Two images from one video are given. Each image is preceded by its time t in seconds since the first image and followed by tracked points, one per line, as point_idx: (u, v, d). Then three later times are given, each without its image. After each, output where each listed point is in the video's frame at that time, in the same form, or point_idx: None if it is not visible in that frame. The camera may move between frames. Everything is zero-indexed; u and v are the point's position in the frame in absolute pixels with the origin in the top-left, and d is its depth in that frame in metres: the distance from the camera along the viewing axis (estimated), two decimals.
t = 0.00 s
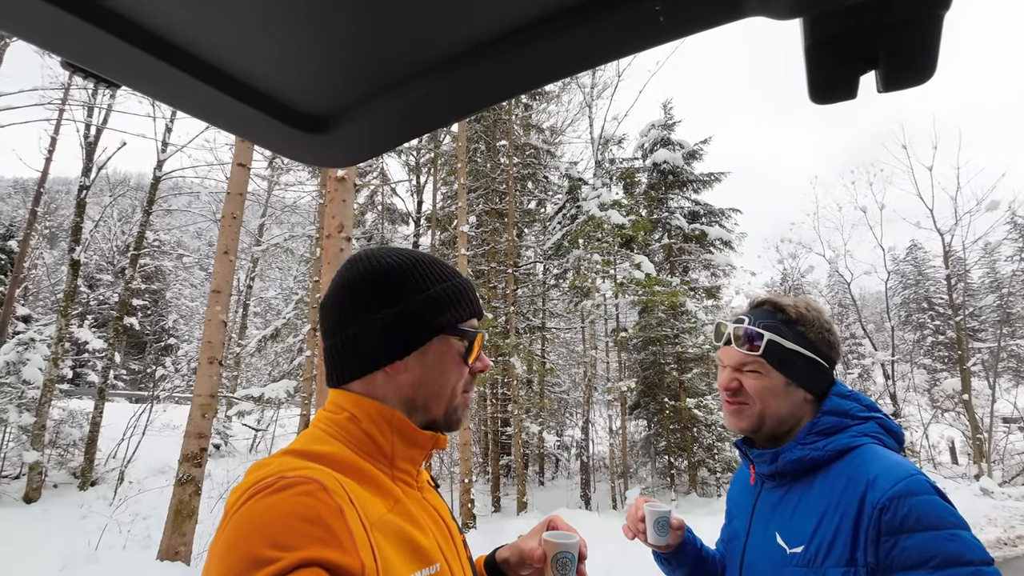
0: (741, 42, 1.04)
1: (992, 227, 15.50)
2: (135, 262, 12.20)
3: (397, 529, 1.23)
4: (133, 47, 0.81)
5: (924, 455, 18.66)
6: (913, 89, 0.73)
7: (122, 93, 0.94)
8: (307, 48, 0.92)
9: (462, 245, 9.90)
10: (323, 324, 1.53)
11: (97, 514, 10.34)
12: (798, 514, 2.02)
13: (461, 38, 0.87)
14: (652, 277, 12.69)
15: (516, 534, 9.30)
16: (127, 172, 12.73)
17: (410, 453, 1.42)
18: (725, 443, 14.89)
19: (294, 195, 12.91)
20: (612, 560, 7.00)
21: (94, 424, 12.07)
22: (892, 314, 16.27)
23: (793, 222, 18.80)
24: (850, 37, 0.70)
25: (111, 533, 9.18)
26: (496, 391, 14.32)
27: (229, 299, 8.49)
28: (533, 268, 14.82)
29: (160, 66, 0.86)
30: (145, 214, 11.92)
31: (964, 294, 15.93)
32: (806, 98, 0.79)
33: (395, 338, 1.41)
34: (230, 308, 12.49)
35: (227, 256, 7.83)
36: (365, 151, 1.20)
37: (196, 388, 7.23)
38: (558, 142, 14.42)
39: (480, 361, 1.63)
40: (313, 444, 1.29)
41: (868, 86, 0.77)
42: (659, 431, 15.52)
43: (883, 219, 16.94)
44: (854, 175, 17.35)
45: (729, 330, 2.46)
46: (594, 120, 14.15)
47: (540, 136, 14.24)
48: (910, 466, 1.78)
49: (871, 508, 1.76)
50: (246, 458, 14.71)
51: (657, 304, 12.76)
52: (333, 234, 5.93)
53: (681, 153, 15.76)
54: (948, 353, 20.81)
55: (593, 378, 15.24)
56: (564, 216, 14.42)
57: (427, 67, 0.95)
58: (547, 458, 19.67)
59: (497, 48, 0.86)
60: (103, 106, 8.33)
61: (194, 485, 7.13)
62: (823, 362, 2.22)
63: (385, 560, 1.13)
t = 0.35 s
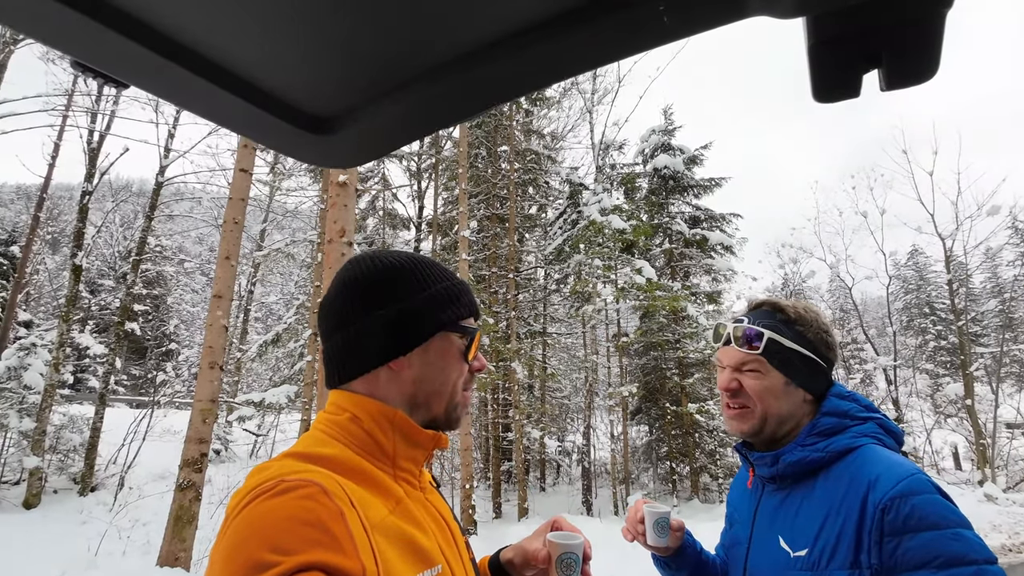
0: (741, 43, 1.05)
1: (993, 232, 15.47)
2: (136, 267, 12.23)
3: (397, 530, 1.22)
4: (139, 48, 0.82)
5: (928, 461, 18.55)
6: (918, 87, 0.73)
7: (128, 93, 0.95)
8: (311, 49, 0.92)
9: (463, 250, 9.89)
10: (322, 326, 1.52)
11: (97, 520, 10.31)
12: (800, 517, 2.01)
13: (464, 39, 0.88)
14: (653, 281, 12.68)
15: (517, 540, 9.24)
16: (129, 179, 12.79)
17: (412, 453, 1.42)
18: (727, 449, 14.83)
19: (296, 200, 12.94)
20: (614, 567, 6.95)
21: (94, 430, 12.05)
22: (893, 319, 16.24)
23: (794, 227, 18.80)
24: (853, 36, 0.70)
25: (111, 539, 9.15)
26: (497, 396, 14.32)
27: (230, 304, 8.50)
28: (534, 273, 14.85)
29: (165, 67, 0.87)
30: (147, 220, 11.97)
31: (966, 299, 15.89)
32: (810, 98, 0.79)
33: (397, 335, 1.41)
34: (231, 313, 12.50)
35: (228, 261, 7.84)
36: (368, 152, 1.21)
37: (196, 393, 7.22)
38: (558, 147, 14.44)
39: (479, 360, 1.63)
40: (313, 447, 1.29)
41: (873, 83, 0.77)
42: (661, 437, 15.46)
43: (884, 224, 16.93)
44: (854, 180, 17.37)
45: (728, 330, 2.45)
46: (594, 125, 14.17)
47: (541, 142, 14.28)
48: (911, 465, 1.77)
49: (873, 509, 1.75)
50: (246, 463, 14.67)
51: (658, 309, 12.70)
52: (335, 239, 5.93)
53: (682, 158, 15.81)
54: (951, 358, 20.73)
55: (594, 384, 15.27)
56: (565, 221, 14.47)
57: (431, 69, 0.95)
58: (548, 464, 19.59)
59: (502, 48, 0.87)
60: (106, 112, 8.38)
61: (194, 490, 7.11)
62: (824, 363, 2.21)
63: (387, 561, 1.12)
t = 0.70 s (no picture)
0: (748, 43, 1.06)
1: (1000, 236, 15.38)
2: (142, 272, 12.29)
3: (406, 523, 1.23)
4: (165, 44, 0.84)
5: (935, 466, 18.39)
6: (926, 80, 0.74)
7: (148, 90, 0.97)
8: (329, 45, 0.94)
9: (466, 254, 9.91)
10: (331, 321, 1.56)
11: (102, 525, 10.33)
12: (812, 515, 2.00)
13: (476, 37, 0.89)
14: (657, 285, 12.67)
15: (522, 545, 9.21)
16: (136, 185, 12.89)
17: (420, 447, 1.43)
18: (732, 454, 14.75)
19: (300, 205, 13.01)
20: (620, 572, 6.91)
21: (99, 434, 12.10)
22: (899, 323, 16.15)
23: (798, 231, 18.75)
24: (862, 30, 0.71)
25: (116, 544, 9.16)
26: (501, 400, 14.31)
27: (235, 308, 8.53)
28: (538, 277, 14.87)
29: (187, 64, 0.90)
30: (153, 226, 12.05)
31: (972, 302, 15.80)
32: (818, 93, 0.80)
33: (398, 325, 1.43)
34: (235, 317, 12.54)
35: (233, 265, 7.88)
36: (381, 149, 1.22)
37: (202, 397, 7.23)
38: (562, 152, 14.47)
39: (484, 351, 1.62)
40: (324, 441, 1.30)
41: (880, 78, 0.78)
42: (665, 442, 15.40)
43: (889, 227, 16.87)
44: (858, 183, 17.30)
45: (731, 331, 2.46)
46: (597, 130, 14.20)
47: (544, 147, 14.32)
48: (923, 461, 1.77)
49: (885, 505, 1.74)
50: (251, 468, 14.68)
51: (663, 313, 12.65)
52: (340, 243, 5.96)
53: (685, 162, 15.83)
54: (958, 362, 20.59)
55: (598, 388, 15.26)
56: (569, 226, 14.49)
57: (445, 66, 0.97)
58: (552, 469, 19.53)
59: (513, 46, 0.88)
60: (113, 118, 8.46)
61: (199, 494, 7.11)
62: (829, 358, 2.22)
63: (397, 553, 1.13)
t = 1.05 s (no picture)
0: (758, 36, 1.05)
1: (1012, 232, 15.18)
2: (152, 273, 12.40)
3: (413, 522, 1.23)
4: (175, 43, 0.84)
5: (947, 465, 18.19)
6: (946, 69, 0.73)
7: (156, 88, 0.97)
8: (338, 42, 0.94)
9: (472, 254, 9.90)
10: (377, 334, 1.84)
11: (114, 523, 10.44)
12: (832, 516, 1.98)
13: (484, 31, 0.89)
14: (664, 284, 12.59)
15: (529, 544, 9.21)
16: (145, 186, 13.01)
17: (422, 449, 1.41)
18: (740, 453, 14.67)
19: (307, 206, 13.07)
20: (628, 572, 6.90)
21: (111, 433, 12.23)
22: (909, 321, 15.99)
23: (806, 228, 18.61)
24: (880, 21, 0.70)
25: (127, 542, 9.25)
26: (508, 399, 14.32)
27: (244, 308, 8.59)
28: (544, 276, 14.86)
29: (197, 63, 0.90)
30: (162, 227, 12.16)
31: (984, 299, 15.61)
32: (835, 83, 0.79)
33: (362, 319, 1.58)
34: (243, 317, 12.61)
35: (242, 266, 7.93)
36: (387, 146, 1.23)
37: (211, 396, 7.29)
38: (568, 150, 14.42)
39: (457, 341, 1.51)
40: (334, 438, 1.30)
41: (900, 68, 0.77)
42: (672, 441, 15.34)
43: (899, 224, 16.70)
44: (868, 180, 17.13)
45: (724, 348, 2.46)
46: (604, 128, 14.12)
47: (550, 145, 14.28)
48: (946, 459, 1.75)
49: (909, 504, 1.73)
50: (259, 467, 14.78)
51: (670, 312, 12.59)
52: (347, 243, 5.99)
53: (692, 160, 15.75)
54: (970, 360, 20.37)
55: (605, 387, 15.24)
56: (575, 224, 14.43)
57: (451, 62, 0.97)
58: (559, 468, 19.52)
59: (520, 42, 0.88)
60: (123, 120, 8.54)
61: (208, 493, 7.17)
62: (824, 355, 2.18)
63: (404, 553, 1.13)
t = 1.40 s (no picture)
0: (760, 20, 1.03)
1: None
2: (161, 269, 12.49)
3: (411, 512, 1.23)
4: (172, 33, 0.84)
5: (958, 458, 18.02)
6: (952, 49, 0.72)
7: (154, 79, 0.97)
8: (336, 29, 0.94)
9: (478, 248, 9.88)
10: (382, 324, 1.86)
11: (127, 515, 10.60)
12: (841, 508, 1.97)
13: (483, 17, 0.88)
14: (671, 277, 12.43)
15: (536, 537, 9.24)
16: (153, 183, 13.09)
17: (423, 440, 1.42)
18: (748, 446, 14.58)
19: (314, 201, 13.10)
20: (634, 564, 6.91)
21: (123, 427, 12.40)
22: (920, 313, 15.81)
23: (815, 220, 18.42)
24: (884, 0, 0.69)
25: (141, 533, 9.40)
26: (514, 393, 14.34)
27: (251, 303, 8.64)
28: (550, 269, 14.81)
29: (195, 53, 0.90)
30: (170, 223, 12.24)
31: (997, 291, 15.39)
32: (839, 65, 0.78)
33: (357, 313, 1.60)
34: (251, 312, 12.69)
35: (249, 261, 7.95)
36: (387, 136, 1.22)
37: (221, 391, 7.33)
38: (573, 143, 14.33)
39: (448, 333, 1.49)
40: (335, 428, 1.31)
41: (905, 48, 0.75)
42: (679, 434, 15.30)
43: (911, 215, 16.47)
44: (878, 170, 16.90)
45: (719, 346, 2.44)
46: (609, 120, 14.03)
47: (556, 138, 14.17)
48: (957, 450, 1.74)
49: (922, 496, 1.72)
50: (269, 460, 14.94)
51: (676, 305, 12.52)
52: (353, 237, 6.01)
53: (699, 151, 15.61)
54: (981, 352, 20.12)
55: (612, 380, 15.22)
56: (581, 218, 14.34)
57: (449, 48, 0.96)
58: (566, 461, 19.56)
59: (519, 25, 0.87)
60: (130, 117, 8.59)
61: (219, 486, 7.26)
62: (822, 347, 2.17)
63: (401, 544, 1.13)
